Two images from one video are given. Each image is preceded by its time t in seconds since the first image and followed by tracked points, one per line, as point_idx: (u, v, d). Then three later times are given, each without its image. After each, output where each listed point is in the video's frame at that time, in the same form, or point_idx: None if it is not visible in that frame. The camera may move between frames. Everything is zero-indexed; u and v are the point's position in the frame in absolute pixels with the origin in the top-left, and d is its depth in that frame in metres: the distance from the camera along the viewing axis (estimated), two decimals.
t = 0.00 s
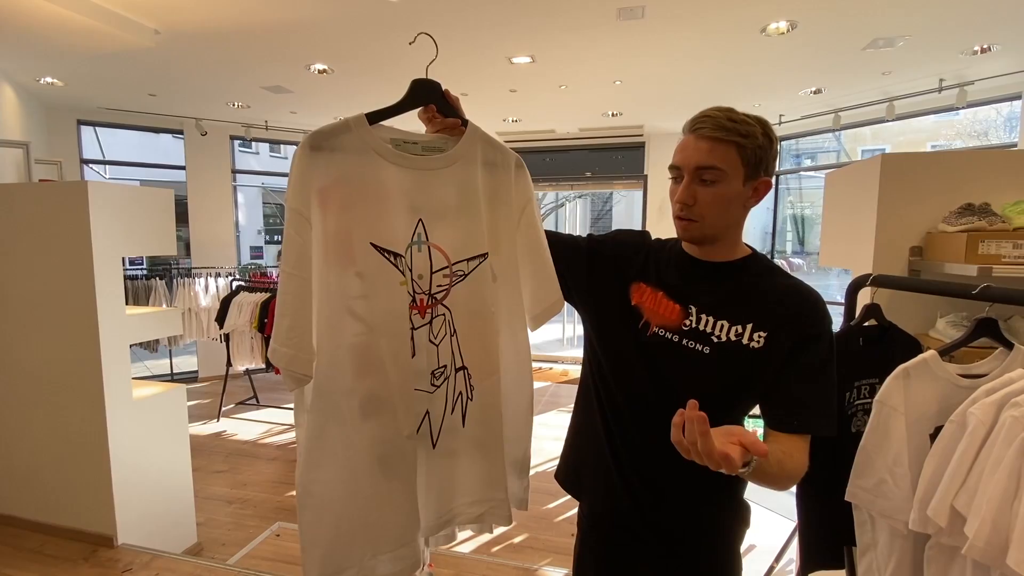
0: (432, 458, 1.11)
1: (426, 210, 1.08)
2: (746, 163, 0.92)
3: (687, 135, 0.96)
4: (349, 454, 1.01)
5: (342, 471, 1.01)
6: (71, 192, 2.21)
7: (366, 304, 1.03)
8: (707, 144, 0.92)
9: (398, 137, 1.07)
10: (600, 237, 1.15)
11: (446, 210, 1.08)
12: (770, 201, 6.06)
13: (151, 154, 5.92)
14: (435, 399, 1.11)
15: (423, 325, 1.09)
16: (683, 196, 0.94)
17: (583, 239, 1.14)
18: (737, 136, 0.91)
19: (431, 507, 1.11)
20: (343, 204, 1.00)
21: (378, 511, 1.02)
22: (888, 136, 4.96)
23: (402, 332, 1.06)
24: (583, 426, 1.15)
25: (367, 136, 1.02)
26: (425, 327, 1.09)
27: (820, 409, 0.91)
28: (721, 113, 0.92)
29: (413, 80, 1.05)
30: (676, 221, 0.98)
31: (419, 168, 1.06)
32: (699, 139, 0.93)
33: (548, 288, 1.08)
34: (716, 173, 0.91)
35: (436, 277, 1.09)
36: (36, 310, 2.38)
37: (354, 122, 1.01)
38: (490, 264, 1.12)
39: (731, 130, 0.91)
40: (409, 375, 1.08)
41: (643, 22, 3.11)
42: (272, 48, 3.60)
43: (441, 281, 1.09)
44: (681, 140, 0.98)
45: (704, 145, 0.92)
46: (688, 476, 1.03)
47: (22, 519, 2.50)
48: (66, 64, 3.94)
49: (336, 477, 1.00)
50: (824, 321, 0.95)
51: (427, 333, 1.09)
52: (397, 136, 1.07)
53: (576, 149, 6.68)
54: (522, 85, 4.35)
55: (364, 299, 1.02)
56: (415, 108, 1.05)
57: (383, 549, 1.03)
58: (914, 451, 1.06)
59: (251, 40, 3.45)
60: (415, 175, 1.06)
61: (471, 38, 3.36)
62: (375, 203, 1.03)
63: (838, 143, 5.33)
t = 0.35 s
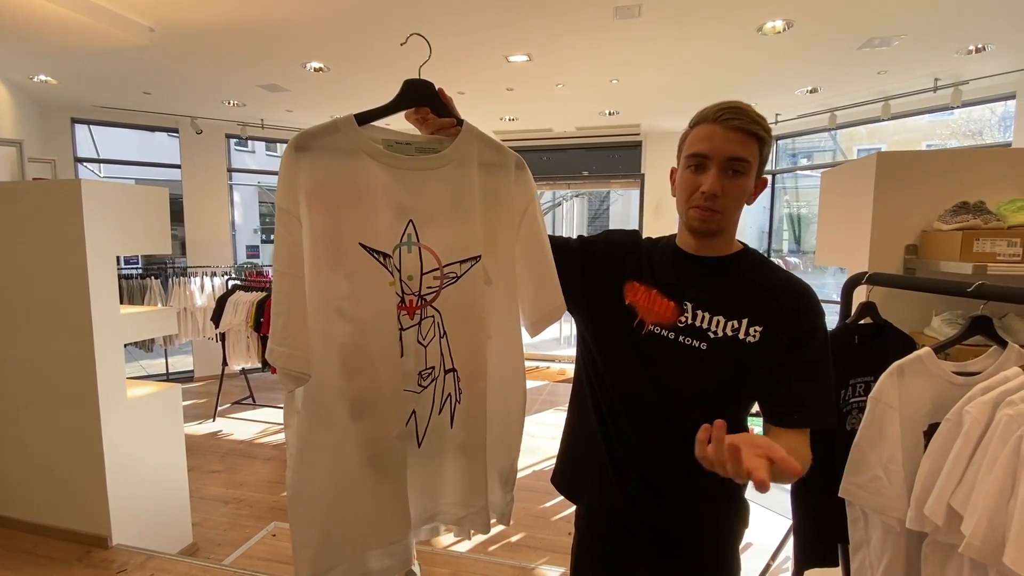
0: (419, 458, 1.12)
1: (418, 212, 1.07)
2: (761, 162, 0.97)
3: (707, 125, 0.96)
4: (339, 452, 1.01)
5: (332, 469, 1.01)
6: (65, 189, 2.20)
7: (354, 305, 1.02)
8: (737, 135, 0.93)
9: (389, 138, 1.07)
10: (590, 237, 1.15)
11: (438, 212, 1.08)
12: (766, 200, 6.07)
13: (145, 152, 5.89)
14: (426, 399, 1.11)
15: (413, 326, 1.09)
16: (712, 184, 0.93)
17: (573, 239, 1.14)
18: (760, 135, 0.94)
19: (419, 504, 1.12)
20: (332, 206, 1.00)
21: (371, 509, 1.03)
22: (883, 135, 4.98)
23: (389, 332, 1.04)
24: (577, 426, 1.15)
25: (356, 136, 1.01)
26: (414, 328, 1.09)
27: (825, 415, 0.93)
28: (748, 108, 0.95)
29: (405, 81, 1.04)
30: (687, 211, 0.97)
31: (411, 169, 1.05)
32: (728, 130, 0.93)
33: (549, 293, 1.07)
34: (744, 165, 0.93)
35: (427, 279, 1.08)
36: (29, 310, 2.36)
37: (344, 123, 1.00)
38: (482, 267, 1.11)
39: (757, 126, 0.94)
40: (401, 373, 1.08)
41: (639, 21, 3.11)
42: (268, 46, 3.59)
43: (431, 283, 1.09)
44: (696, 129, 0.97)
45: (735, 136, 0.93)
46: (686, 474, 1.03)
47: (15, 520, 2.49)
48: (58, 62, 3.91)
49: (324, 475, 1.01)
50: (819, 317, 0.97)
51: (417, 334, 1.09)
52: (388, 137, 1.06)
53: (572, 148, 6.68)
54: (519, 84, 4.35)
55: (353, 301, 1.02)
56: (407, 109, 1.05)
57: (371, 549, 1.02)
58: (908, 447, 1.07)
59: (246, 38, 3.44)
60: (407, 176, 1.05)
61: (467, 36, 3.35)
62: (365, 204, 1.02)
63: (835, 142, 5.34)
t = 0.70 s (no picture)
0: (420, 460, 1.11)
1: (411, 213, 1.07)
2: (751, 157, 0.94)
3: (693, 122, 0.96)
4: (331, 451, 1.02)
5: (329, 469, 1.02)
6: (62, 189, 2.19)
7: (345, 308, 1.03)
8: (720, 132, 0.92)
9: (380, 140, 1.06)
10: (586, 238, 1.15)
11: (432, 212, 1.07)
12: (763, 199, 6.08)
13: (141, 152, 5.86)
14: (426, 402, 1.11)
15: (410, 328, 1.09)
16: (693, 183, 0.92)
17: (570, 238, 1.14)
18: (747, 129, 0.93)
19: (419, 509, 1.12)
20: (322, 211, 1.01)
21: (369, 509, 1.03)
22: (880, 134, 5.00)
23: (383, 335, 1.06)
24: (575, 426, 1.14)
25: (344, 141, 1.02)
26: (413, 330, 1.10)
27: (849, 399, 0.89)
28: (733, 104, 0.94)
29: (393, 83, 1.03)
30: (675, 210, 0.97)
31: (401, 171, 1.05)
32: (710, 126, 0.93)
33: (553, 291, 1.03)
34: (726, 161, 0.92)
35: (422, 280, 1.08)
36: (26, 310, 2.35)
37: (330, 129, 1.00)
38: (480, 267, 1.10)
39: (742, 121, 0.93)
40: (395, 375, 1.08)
41: (637, 20, 3.11)
42: (265, 45, 3.58)
43: (427, 284, 1.09)
44: (684, 128, 0.97)
45: (717, 132, 0.92)
46: (686, 474, 1.03)
47: (12, 521, 2.47)
48: (54, 61, 3.89)
49: (320, 474, 1.02)
50: (822, 307, 0.96)
51: (415, 335, 1.10)
52: (380, 139, 1.06)
53: (570, 148, 6.68)
54: (517, 83, 4.34)
55: (343, 304, 1.03)
56: (396, 112, 1.04)
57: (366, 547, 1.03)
58: (907, 446, 1.07)
59: (243, 37, 3.43)
60: (398, 177, 1.05)
61: (465, 35, 3.35)
62: (355, 208, 1.03)
63: (832, 142, 5.35)
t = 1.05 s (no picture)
0: (420, 462, 1.11)
1: (407, 217, 1.06)
2: (727, 154, 0.92)
3: (666, 130, 0.96)
4: (328, 451, 1.03)
5: (327, 467, 1.03)
6: (58, 188, 2.18)
7: (340, 310, 1.04)
8: (685, 136, 0.92)
9: (376, 144, 1.06)
10: (586, 237, 1.14)
11: (428, 215, 1.06)
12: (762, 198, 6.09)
13: (138, 150, 5.85)
14: (426, 406, 1.11)
15: (408, 333, 1.09)
16: (666, 191, 0.93)
17: (570, 238, 1.14)
18: (715, 129, 0.91)
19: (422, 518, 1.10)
20: (318, 215, 1.01)
21: (369, 509, 1.03)
22: (878, 133, 5.00)
23: (381, 340, 1.07)
24: (574, 426, 1.15)
25: (340, 144, 1.01)
26: (412, 334, 1.10)
27: (833, 407, 0.90)
28: (699, 105, 0.93)
29: (388, 86, 1.03)
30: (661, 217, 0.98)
31: (396, 175, 1.04)
32: (678, 133, 0.93)
33: (548, 295, 1.03)
34: (695, 164, 0.91)
35: (419, 283, 1.08)
36: (23, 309, 2.35)
37: (325, 133, 1.00)
38: (478, 270, 1.09)
39: (709, 121, 0.92)
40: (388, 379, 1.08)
41: (636, 19, 3.10)
42: (262, 44, 3.56)
43: (424, 288, 1.08)
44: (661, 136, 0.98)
45: (682, 138, 0.92)
46: (684, 473, 1.03)
47: (9, 521, 2.47)
48: (51, 59, 3.87)
49: (319, 472, 1.03)
50: (818, 310, 0.96)
51: (413, 339, 1.10)
52: (375, 143, 1.06)
53: (569, 147, 6.68)
54: (516, 81, 4.33)
55: (337, 307, 1.03)
56: (391, 115, 1.03)
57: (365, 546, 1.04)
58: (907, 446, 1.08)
59: (240, 36, 3.42)
60: (394, 181, 1.04)
61: (463, 34, 3.34)
62: (350, 211, 1.03)
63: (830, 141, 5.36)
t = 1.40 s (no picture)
0: (418, 461, 1.11)
1: (404, 219, 1.06)
2: (730, 149, 0.93)
3: (669, 124, 0.96)
4: (325, 450, 1.03)
5: (324, 468, 1.03)
6: (54, 186, 2.17)
7: (338, 312, 1.04)
8: (693, 130, 0.92)
9: (373, 148, 1.06)
10: (585, 237, 1.14)
11: (425, 216, 1.06)
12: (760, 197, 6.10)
13: (135, 149, 5.83)
14: (421, 407, 1.11)
15: (404, 335, 1.09)
16: (676, 182, 0.92)
17: (569, 238, 1.14)
18: (721, 123, 0.92)
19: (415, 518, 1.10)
20: (316, 217, 1.01)
21: (364, 509, 1.03)
22: (876, 133, 5.02)
23: (377, 341, 1.06)
24: (573, 424, 1.15)
25: (336, 148, 1.01)
26: (408, 334, 1.09)
27: (831, 406, 0.90)
28: (703, 101, 0.94)
29: (385, 90, 1.03)
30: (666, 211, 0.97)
31: (393, 177, 1.04)
32: (684, 126, 0.93)
33: (545, 296, 1.03)
34: (704, 157, 0.91)
35: (415, 285, 1.08)
36: (19, 309, 2.34)
37: (323, 137, 1.01)
38: (474, 271, 1.09)
39: (714, 116, 0.93)
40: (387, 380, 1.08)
41: (634, 18, 3.10)
42: (260, 42, 3.55)
43: (421, 289, 1.08)
44: (663, 130, 0.98)
45: (690, 131, 0.92)
46: (682, 472, 1.03)
47: (5, 521, 2.46)
48: (47, 57, 3.86)
49: (315, 473, 1.03)
50: (817, 308, 0.96)
51: (409, 340, 1.10)
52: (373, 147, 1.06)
53: (566, 146, 6.68)
54: (514, 81, 4.33)
55: (336, 307, 1.04)
56: (389, 118, 1.03)
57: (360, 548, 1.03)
58: (904, 443, 1.08)
59: (237, 34, 3.41)
60: (391, 183, 1.04)
61: (461, 34, 3.34)
62: (348, 213, 1.03)
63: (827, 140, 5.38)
